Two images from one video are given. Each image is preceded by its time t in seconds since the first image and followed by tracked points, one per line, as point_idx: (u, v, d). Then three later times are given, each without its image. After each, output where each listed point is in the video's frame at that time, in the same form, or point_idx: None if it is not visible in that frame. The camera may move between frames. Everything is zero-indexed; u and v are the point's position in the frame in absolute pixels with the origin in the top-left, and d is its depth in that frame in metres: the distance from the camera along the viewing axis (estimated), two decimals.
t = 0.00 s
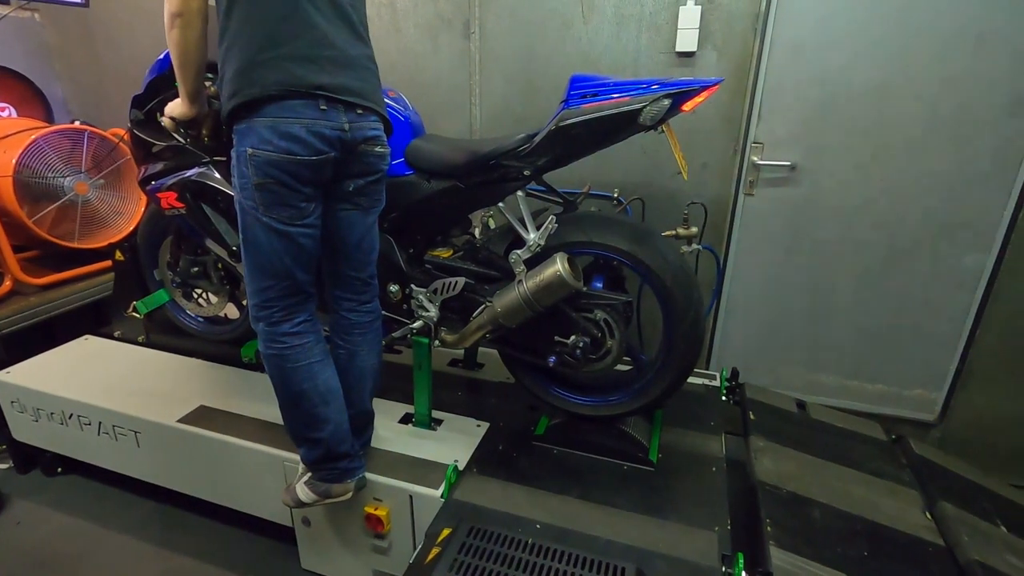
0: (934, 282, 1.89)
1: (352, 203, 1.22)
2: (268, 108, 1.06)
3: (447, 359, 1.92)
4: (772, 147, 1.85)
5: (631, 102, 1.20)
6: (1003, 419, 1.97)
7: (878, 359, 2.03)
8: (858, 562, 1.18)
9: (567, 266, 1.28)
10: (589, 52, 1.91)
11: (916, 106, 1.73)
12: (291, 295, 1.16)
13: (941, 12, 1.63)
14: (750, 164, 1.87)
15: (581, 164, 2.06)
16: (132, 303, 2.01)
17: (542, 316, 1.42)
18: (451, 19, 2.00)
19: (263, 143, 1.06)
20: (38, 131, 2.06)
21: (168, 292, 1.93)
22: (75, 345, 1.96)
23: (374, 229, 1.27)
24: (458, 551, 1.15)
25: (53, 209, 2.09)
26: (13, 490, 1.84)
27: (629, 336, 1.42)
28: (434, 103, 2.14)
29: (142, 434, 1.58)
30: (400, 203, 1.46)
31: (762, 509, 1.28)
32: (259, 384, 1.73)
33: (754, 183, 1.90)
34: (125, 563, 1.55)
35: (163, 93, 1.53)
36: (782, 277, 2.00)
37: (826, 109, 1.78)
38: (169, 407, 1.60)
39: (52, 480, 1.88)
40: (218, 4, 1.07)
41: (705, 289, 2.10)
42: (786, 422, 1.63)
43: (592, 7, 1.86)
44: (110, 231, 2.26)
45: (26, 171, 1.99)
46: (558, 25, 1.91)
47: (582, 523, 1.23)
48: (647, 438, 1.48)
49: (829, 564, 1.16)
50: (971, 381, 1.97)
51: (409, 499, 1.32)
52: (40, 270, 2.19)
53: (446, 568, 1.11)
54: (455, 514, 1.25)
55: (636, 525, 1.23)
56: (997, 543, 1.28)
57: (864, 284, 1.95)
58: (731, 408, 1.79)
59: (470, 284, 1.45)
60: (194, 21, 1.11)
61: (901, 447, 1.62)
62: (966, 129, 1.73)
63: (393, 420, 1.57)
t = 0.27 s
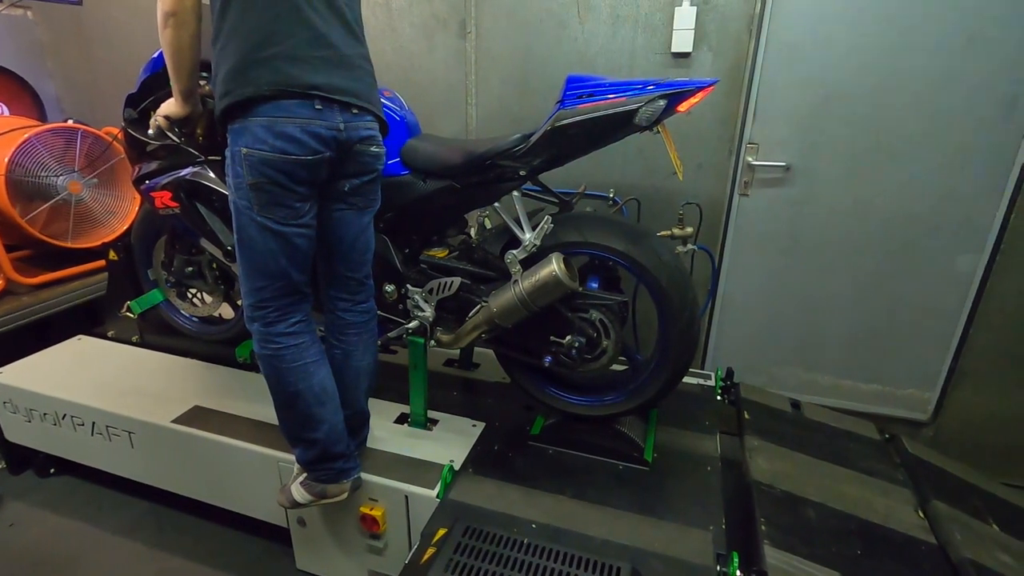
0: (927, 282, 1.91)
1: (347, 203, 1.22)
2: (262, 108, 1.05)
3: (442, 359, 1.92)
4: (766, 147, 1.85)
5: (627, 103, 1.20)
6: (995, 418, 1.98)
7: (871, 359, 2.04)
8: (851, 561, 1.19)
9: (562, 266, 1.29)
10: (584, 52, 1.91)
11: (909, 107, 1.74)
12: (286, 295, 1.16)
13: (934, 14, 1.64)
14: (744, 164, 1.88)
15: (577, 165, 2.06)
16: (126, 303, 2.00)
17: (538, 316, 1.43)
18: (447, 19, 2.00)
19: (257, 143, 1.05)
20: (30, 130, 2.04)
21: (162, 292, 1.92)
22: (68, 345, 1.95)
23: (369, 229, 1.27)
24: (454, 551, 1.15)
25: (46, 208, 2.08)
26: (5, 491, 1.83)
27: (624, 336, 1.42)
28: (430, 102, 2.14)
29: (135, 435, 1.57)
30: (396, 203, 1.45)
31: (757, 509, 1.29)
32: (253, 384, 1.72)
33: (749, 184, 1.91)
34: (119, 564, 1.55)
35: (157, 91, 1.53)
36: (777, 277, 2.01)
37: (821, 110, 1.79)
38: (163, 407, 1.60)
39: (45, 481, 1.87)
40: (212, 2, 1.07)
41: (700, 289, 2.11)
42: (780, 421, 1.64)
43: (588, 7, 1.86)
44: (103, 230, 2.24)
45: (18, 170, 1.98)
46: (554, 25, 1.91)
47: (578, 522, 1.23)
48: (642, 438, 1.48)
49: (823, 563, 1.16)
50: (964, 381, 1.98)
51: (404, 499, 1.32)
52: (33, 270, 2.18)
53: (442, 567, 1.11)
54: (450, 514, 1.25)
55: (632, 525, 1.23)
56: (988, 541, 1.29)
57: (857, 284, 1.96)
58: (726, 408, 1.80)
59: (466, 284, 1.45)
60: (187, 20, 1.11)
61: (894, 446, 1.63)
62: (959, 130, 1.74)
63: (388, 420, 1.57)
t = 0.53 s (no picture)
0: (922, 282, 1.92)
1: (343, 203, 1.22)
2: (258, 107, 1.05)
3: (439, 359, 1.92)
4: (763, 148, 1.86)
5: (624, 103, 1.20)
6: (989, 417, 2.00)
7: (866, 358, 2.05)
8: (847, 559, 1.19)
9: (559, 266, 1.29)
10: (581, 52, 1.91)
11: (903, 108, 1.75)
12: (283, 295, 1.16)
13: (929, 15, 1.65)
14: (741, 165, 1.89)
15: (574, 164, 2.06)
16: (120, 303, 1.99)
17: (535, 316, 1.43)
18: (444, 18, 2.00)
19: (253, 143, 1.05)
20: (24, 128, 2.03)
21: (157, 292, 1.91)
22: (62, 345, 1.94)
23: (366, 229, 1.27)
24: (450, 551, 1.15)
25: (40, 207, 2.07)
26: None
27: (621, 336, 1.42)
28: (426, 102, 2.13)
29: (130, 435, 1.57)
30: (392, 202, 1.45)
31: (753, 508, 1.29)
32: (249, 384, 1.72)
33: (745, 184, 1.91)
34: (114, 565, 1.54)
35: (152, 90, 1.52)
36: (773, 277, 2.01)
37: (817, 111, 1.80)
38: (158, 407, 1.59)
39: (38, 482, 1.86)
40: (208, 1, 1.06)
41: (696, 289, 2.11)
42: (776, 421, 1.64)
43: (585, 7, 1.86)
44: (98, 229, 2.23)
45: (12, 169, 1.96)
46: (551, 25, 1.91)
47: (574, 522, 1.23)
48: (639, 437, 1.48)
49: (819, 562, 1.17)
50: (958, 380, 1.99)
51: (401, 499, 1.31)
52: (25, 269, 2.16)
53: (438, 567, 1.11)
54: (447, 514, 1.24)
55: (629, 524, 1.23)
56: (982, 539, 1.29)
57: (852, 284, 1.97)
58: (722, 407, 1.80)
59: (463, 284, 1.45)
60: (183, 18, 1.10)
61: (889, 445, 1.64)
62: (953, 131, 1.75)
63: (385, 420, 1.57)
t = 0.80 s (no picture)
0: (918, 281, 1.92)
1: (340, 202, 1.21)
2: (254, 106, 1.05)
3: (436, 358, 1.91)
4: (760, 148, 1.86)
5: (622, 102, 1.20)
6: (984, 416, 2.01)
7: (862, 358, 2.06)
8: (844, 559, 1.19)
9: (557, 265, 1.28)
10: (579, 51, 1.91)
11: (900, 108, 1.75)
12: (279, 295, 1.15)
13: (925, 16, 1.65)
14: (738, 164, 1.89)
15: (572, 164, 2.06)
16: (115, 302, 1.98)
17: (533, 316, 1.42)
18: (442, 17, 1.99)
19: (249, 142, 1.04)
20: (18, 126, 2.02)
21: (152, 291, 1.90)
22: (56, 345, 1.93)
23: (362, 228, 1.26)
24: (447, 551, 1.15)
25: (33, 205, 2.05)
26: None
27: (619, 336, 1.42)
28: (424, 100, 2.13)
29: (125, 435, 1.56)
30: (389, 201, 1.44)
31: (750, 507, 1.29)
32: (245, 383, 1.71)
33: (742, 184, 1.91)
34: (109, 566, 1.53)
35: (148, 88, 1.51)
36: (770, 277, 2.02)
37: (814, 111, 1.80)
38: (153, 407, 1.58)
39: (33, 483, 1.85)
40: None
41: (694, 289, 2.12)
42: (773, 420, 1.65)
43: (583, 6, 1.86)
44: (92, 228, 2.22)
45: (5, 167, 1.95)
46: (549, 24, 1.90)
47: (572, 522, 1.23)
48: (636, 437, 1.48)
49: (816, 562, 1.17)
50: (953, 379, 2.00)
51: (398, 499, 1.31)
52: (20, 268, 2.15)
53: (436, 567, 1.11)
54: (444, 514, 1.24)
55: (626, 524, 1.23)
56: (978, 538, 1.30)
57: (849, 284, 1.98)
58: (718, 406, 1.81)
59: (460, 283, 1.45)
60: (178, 16, 1.10)
61: (885, 444, 1.65)
62: (949, 131, 1.75)
63: (382, 419, 1.56)
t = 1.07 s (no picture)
0: (914, 280, 1.93)
1: (333, 200, 1.21)
2: (244, 104, 1.04)
3: (434, 358, 1.91)
4: (757, 147, 1.86)
5: (619, 102, 1.20)
6: (980, 415, 2.01)
7: (859, 357, 2.06)
8: (841, 557, 1.20)
9: (555, 264, 1.28)
10: (577, 50, 1.90)
11: (896, 108, 1.76)
12: (272, 294, 1.15)
13: (921, 16, 1.65)
14: (735, 164, 1.89)
15: (570, 163, 2.06)
16: (110, 301, 1.98)
17: (530, 315, 1.42)
18: (439, 16, 1.99)
19: (240, 140, 1.04)
20: (13, 124, 2.01)
21: (148, 290, 1.89)
22: (51, 344, 1.92)
23: (357, 226, 1.26)
24: (445, 551, 1.14)
25: (28, 204, 2.05)
26: None
27: (616, 336, 1.42)
28: (422, 99, 2.12)
29: (121, 435, 1.55)
30: (386, 200, 1.44)
31: (748, 506, 1.29)
32: (242, 383, 1.70)
33: (740, 183, 1.92)
34: (105, 566, 1.53)
35: (143, 86, 1.50)
36: (767, 276, 2.02)
37: (811, 110, 1.80)
38: (149, 407, 1.57)
39: (28, 483, 1.84)
40: None
41: (691, 288, 2.12)
42: (770, 420, 1.65)
43: (580, 6, 1.86)
44: (88, 226, 2.21)
45: None
46: (547, 23, 1.90)
47: (569, 521, 1.23)
48: (634, 436, 1.49)
49: (813, 561, 1.17)
50: (950, 378, 2.00)
51: (395, 499, 1.31)
52: (15, 267, 2.14)
53: (434, 567, 1.10)
54: (442, 513, 1.24)
55: (624, 523, 1.23)
56: (974, 537, 1.30)
57: (845, 284, 1.98)
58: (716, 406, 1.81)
59: (458, 283, 1.45)
60: (172, 13, 1.09)
61: (882, 443, 1.65)
62: (945, 130, 1.75)
63: (379, 419, 1.56)
